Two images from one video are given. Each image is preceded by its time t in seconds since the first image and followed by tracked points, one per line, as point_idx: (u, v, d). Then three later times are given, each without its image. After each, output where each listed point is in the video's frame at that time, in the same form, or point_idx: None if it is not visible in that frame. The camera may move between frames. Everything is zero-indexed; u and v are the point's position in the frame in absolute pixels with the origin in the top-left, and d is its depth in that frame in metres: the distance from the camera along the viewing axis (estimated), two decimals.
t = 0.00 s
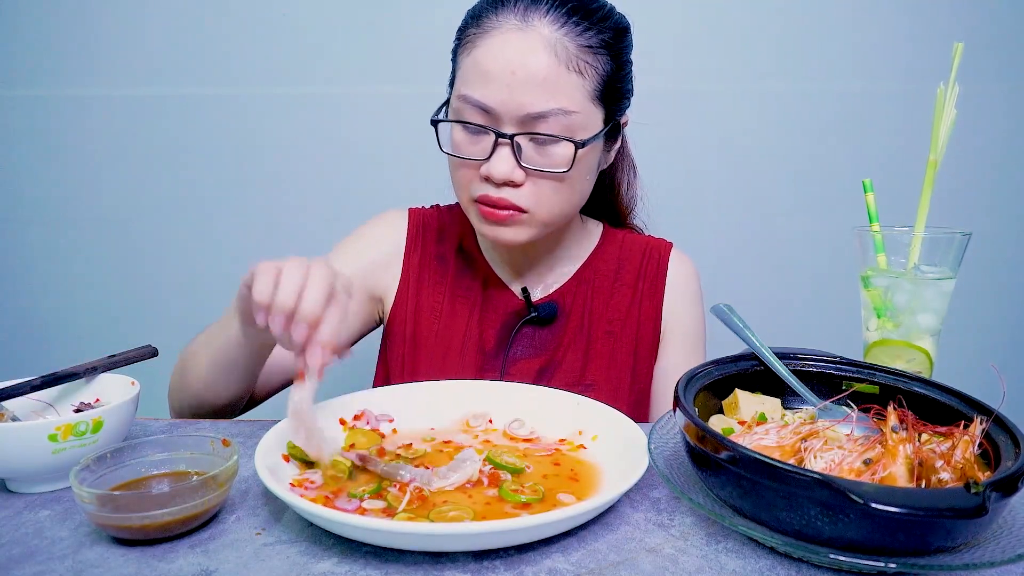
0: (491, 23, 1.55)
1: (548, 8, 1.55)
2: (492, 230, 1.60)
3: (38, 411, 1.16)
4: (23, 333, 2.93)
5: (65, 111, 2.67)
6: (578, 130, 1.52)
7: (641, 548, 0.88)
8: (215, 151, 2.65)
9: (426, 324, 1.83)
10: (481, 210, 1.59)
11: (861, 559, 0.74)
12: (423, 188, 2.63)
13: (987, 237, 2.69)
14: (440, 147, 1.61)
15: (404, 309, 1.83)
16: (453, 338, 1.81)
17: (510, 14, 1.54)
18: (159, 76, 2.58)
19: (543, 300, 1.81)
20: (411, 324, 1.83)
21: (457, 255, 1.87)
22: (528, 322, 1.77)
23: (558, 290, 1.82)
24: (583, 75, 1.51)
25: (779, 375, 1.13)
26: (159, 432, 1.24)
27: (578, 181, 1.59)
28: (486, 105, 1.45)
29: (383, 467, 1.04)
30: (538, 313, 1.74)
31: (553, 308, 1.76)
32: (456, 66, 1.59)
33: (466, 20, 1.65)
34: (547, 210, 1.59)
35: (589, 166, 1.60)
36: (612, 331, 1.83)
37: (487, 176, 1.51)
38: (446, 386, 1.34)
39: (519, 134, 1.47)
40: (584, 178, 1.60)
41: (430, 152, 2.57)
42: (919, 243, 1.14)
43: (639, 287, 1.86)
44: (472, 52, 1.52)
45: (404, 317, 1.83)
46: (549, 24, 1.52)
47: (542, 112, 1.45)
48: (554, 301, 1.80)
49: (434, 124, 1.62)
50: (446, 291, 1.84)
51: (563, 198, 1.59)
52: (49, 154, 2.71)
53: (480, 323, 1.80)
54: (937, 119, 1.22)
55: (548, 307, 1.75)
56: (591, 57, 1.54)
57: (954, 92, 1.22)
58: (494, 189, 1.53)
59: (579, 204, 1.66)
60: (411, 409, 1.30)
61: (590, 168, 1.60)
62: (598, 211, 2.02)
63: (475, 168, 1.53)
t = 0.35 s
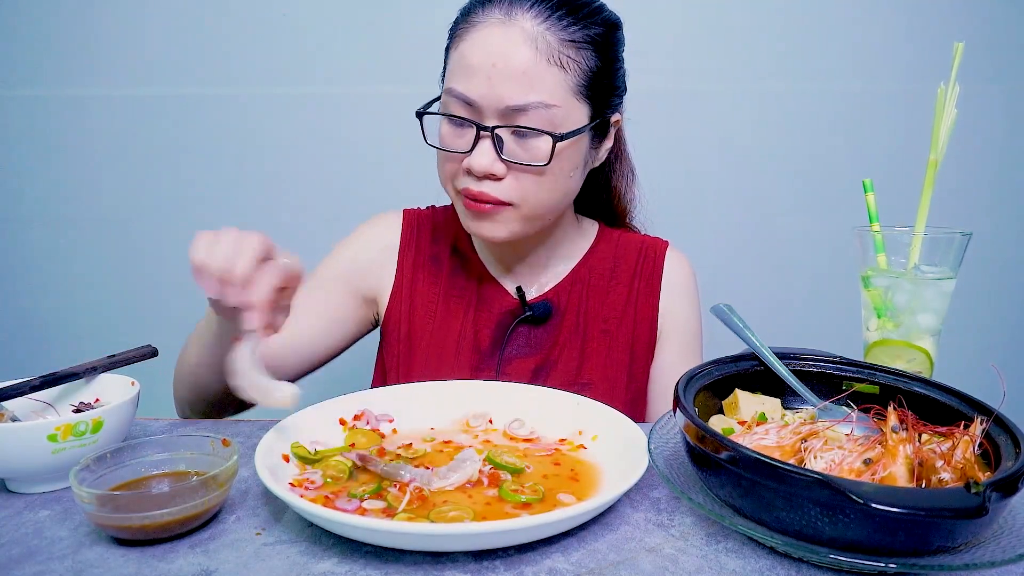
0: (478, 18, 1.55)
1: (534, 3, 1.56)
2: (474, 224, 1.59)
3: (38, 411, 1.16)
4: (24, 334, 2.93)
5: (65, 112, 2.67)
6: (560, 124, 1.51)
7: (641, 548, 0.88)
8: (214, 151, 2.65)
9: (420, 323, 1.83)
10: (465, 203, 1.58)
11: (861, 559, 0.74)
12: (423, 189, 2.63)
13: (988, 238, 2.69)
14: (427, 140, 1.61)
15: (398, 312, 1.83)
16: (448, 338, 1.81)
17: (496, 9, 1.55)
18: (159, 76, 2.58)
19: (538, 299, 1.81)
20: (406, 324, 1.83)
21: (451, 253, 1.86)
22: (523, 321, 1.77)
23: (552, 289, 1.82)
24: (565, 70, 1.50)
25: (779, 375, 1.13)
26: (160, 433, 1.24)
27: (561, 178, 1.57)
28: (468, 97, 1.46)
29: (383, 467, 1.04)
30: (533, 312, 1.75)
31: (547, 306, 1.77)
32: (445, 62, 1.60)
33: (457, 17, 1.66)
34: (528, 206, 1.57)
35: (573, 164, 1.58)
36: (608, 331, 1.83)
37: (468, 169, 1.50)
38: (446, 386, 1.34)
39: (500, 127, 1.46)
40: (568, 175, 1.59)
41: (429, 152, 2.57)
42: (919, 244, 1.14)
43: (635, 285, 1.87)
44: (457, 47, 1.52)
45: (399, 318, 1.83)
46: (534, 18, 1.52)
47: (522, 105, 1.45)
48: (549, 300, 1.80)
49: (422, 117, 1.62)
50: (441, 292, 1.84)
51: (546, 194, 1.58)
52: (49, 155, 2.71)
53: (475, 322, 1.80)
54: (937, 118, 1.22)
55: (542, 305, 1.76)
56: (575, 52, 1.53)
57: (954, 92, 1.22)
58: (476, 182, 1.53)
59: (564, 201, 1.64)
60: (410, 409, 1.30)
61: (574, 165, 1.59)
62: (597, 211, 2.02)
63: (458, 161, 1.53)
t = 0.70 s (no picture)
0: (474, 18, 1.55)
1: (529, 2, 1.56)
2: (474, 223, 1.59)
3: (38, 411, 1.16)
4: (24, 334, 2.93)
5: (65, 112, 2.67)
6: (557, 121, 1.51)
7: (641, 548, 0.88)
8: (214, 151, 2.65)
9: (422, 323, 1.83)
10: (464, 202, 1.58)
11: (861, 559, 0.74)
12: (423, 189, 2.64)
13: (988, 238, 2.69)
14: (426, 140, 1.61)
15: (401, 313, 1.84)
16: (450, 338, 1.81)
17: (491, 8, 1.55)
18: (158, 76, 2.58)
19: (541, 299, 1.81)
20: (409, 324, 1.84)
21: (454, 253, 1.86)
22: (525, 323, 1.77)
23: (555, 290, 1.82)
24: (561, 66, 1.50)
25: (779, 375, 1.13)
26: (159, 433, 1.24)
27: (559, 175, 1.57)
28: (464, 96, 1.45)
29: (383, 467, 1.04)
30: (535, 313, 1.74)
31: (549, 307, 1.76)
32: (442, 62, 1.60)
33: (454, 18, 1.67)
34: (527, 203, 1.57)
35: (571, 161, 1.58)
36: (609, 331, 1.83)
37: (467, 167, 1.51)
38: (447, 386, 1.34)
39: (497, 124, 1.46)
40: (566, 172, 1.59)
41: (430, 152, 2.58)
42: (919, 244, 1.14)
43: (637, 286, 1.87)
44: (454, 46, 1.52)
45: (402, 318, 1.83)
46: (529, 16, 1.53)
47: (519, 102, 1.44)
48: (551, 301, 1.80)
49: (420, 117, 1.63)
50: (443, 293, 1.84)
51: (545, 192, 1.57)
52: (49, 154, 2.71)
53: (477, 323, 1.80)
54: (937, 117, 1.22)
55: (544, 306, 1.75)
56: (571, 49, 1.54)
57: (954, 92, 1.22)
58: (474, 180, 1.53)
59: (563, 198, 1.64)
60: (411, 409, 1.30)
61: (572, 162, 1.58)
62: (599, 211, 2.03)
63: (457, 160, 1.53)
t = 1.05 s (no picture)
0: (460, 17, 1.56)
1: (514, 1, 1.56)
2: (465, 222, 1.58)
3: (38, 411, 1.16)
4: (24, 334, 2.93)
5: (64, 112, 2.67)
6: (545, 117, 1.51)
7: (641, 548, 0.88)
8: (214, 151, 2.65)
9: (417, 325, 1.83)
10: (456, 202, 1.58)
11: (861, 560, 0.74)
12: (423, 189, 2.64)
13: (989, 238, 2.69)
14: (416, 140, 1.62)
15: (397, 313, 1.83)
16: (445, 338, 1.81)
17: (476, 7, 1.55)
18: (158, 76, 2.58)
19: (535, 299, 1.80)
20: (403, 325, 1.83)
21: (447, 253, 1.87)
22: (519, 322, 1.77)
23: (548, 289, 1.82)
24: (547, 63, 1.50)
25: (779, 375, 1.13)
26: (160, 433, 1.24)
27: (549, 170, 1.57)
28: (451, 95, 1.46)
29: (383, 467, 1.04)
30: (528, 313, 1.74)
31: (543, 307, 1.76)
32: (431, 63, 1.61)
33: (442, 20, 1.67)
34: (518, 200, 1.57)
35: (561, 155, 1.58)
36: (606, 330, 1.83)
37: (457, 166, 1.50)
38: (446, 386, 1.34)
39: (485, 122, 1.46)
40: (557, 167, 1.58)
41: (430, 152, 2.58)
42: (919, 244, 1.14)
43: (632, 283, 1.87)
44: (441, 46, 1.53)
45: (397, 318, 1.83)
46: (515, 14, 1.53)
47: (505, 99, 1.44)
48: (545, 301, 1.80)
49: (410, 118, 1.63)
50: (436, 293, 1.84)
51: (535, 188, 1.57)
52: (48, 155, 2.71)
53: (474, 322, 1.80)
54: (937, 117, 1.22)
55: (538, 305, 1.76)
56: (557, 45, 1.54)
57: (955, 92, 1.22)
58: (464, 178, 1.52)
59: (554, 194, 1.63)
60: (409, 409, 1.30)
61: (562, 156, 1.58)
62: (592, 208, 2.02)
63: (447, 159, 1.53)
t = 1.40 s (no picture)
0: (465, 14, 1.56)
1: None
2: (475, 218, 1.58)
3: (38, 411, 1.16)
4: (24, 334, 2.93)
5: (65, 112, 2.67)
6: (554, 110, 1.51)
7: (641, 548, 0.88)
8: (214, 152, 2.65)
9: (417, 323, 1.83)
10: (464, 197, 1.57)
11: (861, 559, 0.74)
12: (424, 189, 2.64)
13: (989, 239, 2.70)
14: (422, 137, 1.61)
15: (396, 311, 1.83)
16: (445, 336, 1.81)
17: (481, 4, 1.56)
18: (158, 77, 2.58)
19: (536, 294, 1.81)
20: (403, 324, 1.83)
21: (448, 251, 1.87)
22: (520, 318, 1.77)
23: (549, 285, 1.82)
24: (555, 57, 1.51)
25: (779, 375, 1.13)
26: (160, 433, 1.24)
27: (559, 163, 1.57)
28: (461, 90, 1.46)
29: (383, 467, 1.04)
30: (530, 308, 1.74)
31: (545, 302, 1.76)
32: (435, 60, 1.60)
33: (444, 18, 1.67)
34: (528, 194, 1.56)
35: (570, 150, 1.58)
36: (605, 327, 1.83)
37: (466, 161, 1.50)
38: (445, 386, 1.34)
39: (495, 117, 1.46)
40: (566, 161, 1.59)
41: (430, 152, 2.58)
42: (919, 244, 1.14)
43: (631, 280, 1.87)
44: (447, 42, 1.53)
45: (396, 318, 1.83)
46: (520, 10, 1.54)
47: (516, 94, 1.45)
48: (546, 296, 1.80)
49: (415, 114, 1.63)
50: (436, 292, 1.84)
51: (545, 182, 1.57)
52: (49, 155, 2.71)
53: (473, 321, 1.80)
54: (937, 117, 1.22)
55: (539, 301, 1.75)
56: (563, 40, 1.54)
57: (954, 92, 1.22)
58: (474, 174, 1.52)
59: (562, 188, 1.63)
60: (409, 409, 1.30)
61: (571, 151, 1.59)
62: (590, 207, 2.02)
63: (456, 155, 1.52)
